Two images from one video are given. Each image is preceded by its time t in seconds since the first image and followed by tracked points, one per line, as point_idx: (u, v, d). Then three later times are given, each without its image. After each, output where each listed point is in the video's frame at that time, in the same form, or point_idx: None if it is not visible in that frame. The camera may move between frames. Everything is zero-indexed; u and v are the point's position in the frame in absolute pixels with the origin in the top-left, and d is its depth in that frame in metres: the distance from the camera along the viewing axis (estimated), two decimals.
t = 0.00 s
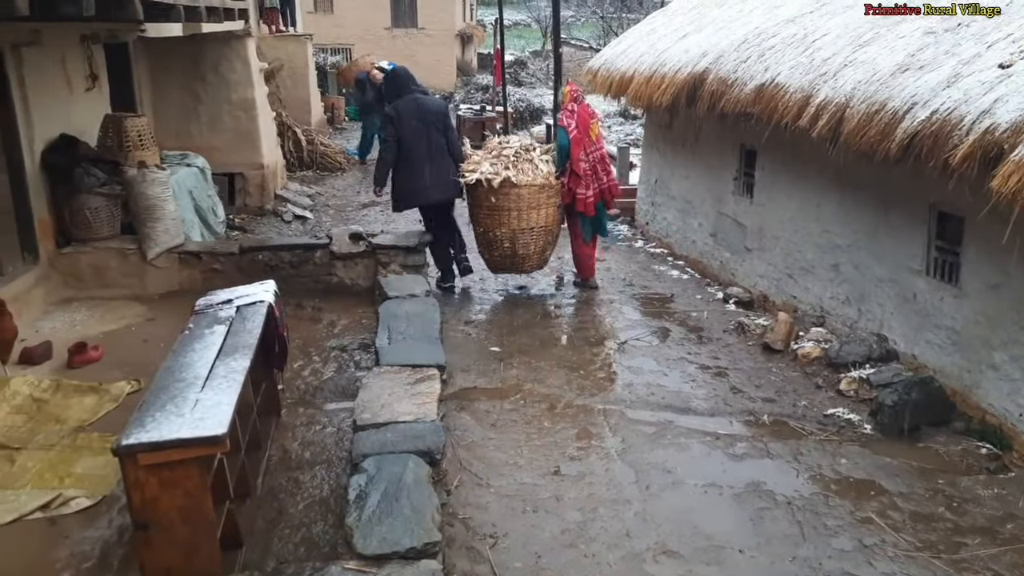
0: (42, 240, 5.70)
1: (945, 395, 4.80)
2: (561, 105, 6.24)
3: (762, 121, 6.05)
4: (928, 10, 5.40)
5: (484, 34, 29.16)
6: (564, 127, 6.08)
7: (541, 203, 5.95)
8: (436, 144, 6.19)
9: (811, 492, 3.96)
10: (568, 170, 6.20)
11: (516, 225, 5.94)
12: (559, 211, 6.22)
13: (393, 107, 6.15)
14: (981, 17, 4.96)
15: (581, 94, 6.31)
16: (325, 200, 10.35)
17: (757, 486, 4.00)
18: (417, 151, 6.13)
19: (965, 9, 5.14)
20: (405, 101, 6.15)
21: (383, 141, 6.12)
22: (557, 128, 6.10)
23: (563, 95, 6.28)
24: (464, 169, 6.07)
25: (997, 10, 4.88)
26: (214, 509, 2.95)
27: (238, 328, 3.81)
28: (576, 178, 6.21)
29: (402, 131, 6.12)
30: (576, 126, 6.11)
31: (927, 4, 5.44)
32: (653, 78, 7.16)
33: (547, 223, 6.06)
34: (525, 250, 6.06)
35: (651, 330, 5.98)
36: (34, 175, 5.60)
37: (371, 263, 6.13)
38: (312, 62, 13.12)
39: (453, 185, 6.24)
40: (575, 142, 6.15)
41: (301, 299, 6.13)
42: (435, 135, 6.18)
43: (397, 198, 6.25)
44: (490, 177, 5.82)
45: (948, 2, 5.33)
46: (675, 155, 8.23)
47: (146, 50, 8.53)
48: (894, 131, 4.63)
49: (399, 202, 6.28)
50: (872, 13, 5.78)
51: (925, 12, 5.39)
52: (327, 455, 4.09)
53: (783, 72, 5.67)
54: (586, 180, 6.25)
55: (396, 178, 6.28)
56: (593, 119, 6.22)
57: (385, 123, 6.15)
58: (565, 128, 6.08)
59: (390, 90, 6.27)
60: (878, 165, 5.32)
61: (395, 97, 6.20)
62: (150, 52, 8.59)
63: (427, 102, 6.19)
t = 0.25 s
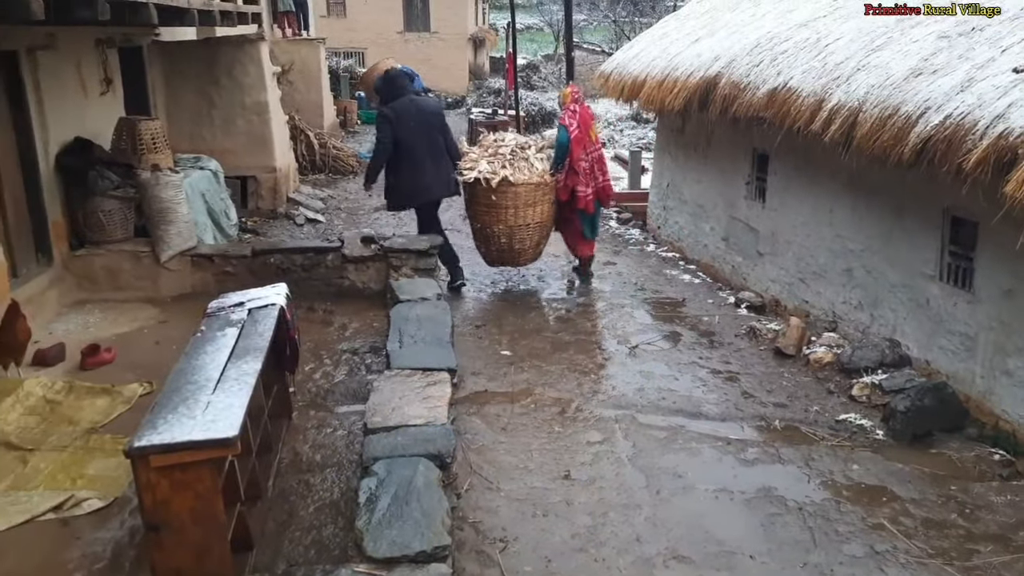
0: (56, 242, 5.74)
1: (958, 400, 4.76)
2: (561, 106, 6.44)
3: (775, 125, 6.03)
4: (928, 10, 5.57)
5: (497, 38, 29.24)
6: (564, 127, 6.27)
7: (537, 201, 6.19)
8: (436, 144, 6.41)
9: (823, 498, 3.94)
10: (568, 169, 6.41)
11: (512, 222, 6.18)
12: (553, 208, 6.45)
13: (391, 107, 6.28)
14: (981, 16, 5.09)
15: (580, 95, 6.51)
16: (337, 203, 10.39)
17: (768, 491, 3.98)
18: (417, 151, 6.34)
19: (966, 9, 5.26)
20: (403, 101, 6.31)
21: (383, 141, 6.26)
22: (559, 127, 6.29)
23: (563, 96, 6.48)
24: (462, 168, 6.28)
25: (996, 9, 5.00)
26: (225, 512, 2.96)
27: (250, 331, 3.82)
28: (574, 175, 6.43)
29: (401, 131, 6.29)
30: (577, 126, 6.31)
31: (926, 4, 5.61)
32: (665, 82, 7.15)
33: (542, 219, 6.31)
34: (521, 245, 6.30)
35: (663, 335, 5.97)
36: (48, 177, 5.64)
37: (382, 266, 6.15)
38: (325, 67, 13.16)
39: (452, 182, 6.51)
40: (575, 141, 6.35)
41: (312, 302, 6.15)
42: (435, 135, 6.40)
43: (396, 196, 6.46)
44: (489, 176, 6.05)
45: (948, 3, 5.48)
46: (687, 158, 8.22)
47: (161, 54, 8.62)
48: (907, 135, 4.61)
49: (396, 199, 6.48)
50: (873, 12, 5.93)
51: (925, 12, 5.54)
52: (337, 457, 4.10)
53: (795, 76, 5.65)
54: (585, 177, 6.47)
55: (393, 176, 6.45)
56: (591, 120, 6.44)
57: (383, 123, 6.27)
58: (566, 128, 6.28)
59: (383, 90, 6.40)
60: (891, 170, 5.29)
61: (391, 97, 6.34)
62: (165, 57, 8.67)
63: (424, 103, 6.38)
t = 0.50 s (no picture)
0: (66, 245, 5.77)
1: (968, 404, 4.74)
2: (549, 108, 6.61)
3: (783, 128, 6.02)
4: (928, 10, 5.64)
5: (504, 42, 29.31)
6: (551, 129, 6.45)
7: (527, 202, 6.31)
8: (426, 145, 6.75)
9: (831, 503, 3.93)
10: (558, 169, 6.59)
11: (502, 222, 6.31)
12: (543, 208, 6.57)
13: (383, 109, 6.61)
14: (981, 17, 5.14)
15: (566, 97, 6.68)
16: (344, 206, 10.41)
17: (777, 495, 3.97)
18: (409, 152, 6.68)
19: (965, 9, 5.32)
20: (396, 104, 6.61)
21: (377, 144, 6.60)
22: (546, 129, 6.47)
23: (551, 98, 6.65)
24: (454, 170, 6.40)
25: (997, 10, 5.06)
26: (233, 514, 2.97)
27: (259, 334, 3.84)
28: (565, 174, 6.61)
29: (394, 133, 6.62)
30: (564, 128, 6.48)
31: (926, 4, 5.69)
32: (673, 85, 7.15)
33: (532, 220, 6.45)
34: (511, 245, 6.44)
35: (670, 338, 5.96)
36: (58, 181, 5.67)
37: (390, 269, 6.17)
38: (334, 71, 13.20)
39: (441, 180, 6.87)
40: (563, 143, 6.53)
41: (320, 305, 6.16)
42: (425, 137, 6.73)
43: (388, 194, 6.82)
44: (480, 178, 6.16)
45: (947, 3, 5.56)
46: (694, 161, 8.22)
47: (170, 59, 8.72)
48: (915, 139, 4.59)
49: (388, 197, 6.85)
50: (872, 12, 6.03)
51: (925, 12, 5.60)
52: (345, 460, 4.10)
53: (803, 79, 5.64)
54: (575, 176, 6.65)
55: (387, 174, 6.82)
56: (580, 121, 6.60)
57: (376, 124, 6.62)
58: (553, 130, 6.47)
59: (376, 92, 6.68)
60: (900, 173, 5.28)
61: (384, 100, 6.64)
62: (174, 61, 8.76)
63: (415, 106, 6.69)
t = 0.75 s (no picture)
0: (77, 248, 5.80)
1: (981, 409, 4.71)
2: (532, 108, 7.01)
3: (793, 131, 6.01)
4: (928, 10, 5.73)
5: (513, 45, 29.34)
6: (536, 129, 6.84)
7: (512, 200, 6.68)
8: (418, 143, 6.72)
9: (842, 507, 3.91)
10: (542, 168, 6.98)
11: (488, 219, 6.66)
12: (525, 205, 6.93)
13: (374, 109, 6.64)
14: (981, 17, 5.23)
15: (546, 98, 7.09)
16: (354, 210, 10.44)
17: (787, 500, 3.95)
18: (402, 151, 6.65)
19: (966, 9, 5.42)
20: (385, 104, 6.64)
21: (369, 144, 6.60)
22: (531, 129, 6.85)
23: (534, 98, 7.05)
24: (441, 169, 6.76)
25: (997, 10, 5.14)
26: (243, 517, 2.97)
27: (268, 337, 3.84)
28: (547, 173, 7.01)
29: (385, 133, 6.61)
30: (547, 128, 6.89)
31: (926, 4, 5.80)
32: (683, 88, 7.15)
33: (515, 217, 6.81)
34: (495, 240, 6.79)
35: (680, 342, 5.95)
36: (70, 185, 5.70)
37: (400, 273, 6.18)
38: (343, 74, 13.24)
39: (436, 179, 6.81)
40: (546, 143, 6.94)
41: (330, 308, 6.18)
42: (416, 135, 6.71)
43: (384, 195, 6.79)
44: (469, 177, 6.51)
45: (948, 3, 5.64)
46: (703, 164, 8.22)
47: (182, 64, 8.74)
48: (926, 141, 4.57)
49: (383, 198, 6.81)
50: (873, 12, 6.13)
51: (925, 12, 5.71)
52: (354, 464, 4.10)
53: (813, 82, 5.63)
54: (556, 176, 7.06)
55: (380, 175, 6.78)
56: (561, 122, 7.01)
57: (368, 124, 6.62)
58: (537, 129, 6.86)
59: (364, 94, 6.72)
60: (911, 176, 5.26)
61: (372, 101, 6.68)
62: (185, 66, 8.78)
63: (403, 104, 6.71)
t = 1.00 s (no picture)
0: (85, 251, 5.83)
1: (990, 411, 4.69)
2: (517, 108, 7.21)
3: (800, 133, 5.99)
4: (928, 10, 5.84)
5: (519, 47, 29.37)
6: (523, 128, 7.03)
7: (499, 199, 6.75)
8: (405, 149, 6.89)
9: (850, 510, 3.89)
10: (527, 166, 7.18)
11: (476, 219, 6.72)
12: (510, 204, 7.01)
13: (364, 115, 6.73)
14: (981, 16, 5.32)
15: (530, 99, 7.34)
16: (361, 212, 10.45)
17: (795, 503, 3.93)
18: (390, 157, 6.81)
19: (966, 9, 5.51)
20: (374, 109, 6.74)
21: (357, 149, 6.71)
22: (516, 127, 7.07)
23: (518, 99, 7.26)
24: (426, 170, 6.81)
25: (998, 9, 5.24)
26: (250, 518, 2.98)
27: (276, 339, 3.85)
28: (532, 170, 7.20)
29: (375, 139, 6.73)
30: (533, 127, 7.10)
31: (926, 4, 5.89)
32: (690, 90, 7.14)
33: (501, 215, 6.88)
34: (482, 239, 6.85)
35: (687, 344, 5.94)
36: (78, 187, 5.73)
37: (407, 275, 6.19)
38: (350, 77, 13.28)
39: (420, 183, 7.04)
40: (532, 141, 7.15)
41: (337, 310, 6.19)
42: (404, 141, 6.86)
43: (369, 198, 6.95)
44: (458, 177, 6.58)
45: (948, 3, 5.77)
46: (710, 165, 8.21)
47: (189, 68, 8.75)
48: (935, 143, 4.56)
49: (368, 202, 6.98)
50: (873, 12, 6.23)
51: (924, 12, 5.81)
52: (361, 466, 4.11)
53: (821, 84, 5.61)
54: (541, 174, 7.24)
55: (367, 179, 6.93)
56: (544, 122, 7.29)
57: (357, 131, 6.72)
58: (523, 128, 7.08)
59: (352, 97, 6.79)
60: (919, 178, 5.24)
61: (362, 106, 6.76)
62: (193, 69, 8.79)
63: (392, 110, 6.83)
